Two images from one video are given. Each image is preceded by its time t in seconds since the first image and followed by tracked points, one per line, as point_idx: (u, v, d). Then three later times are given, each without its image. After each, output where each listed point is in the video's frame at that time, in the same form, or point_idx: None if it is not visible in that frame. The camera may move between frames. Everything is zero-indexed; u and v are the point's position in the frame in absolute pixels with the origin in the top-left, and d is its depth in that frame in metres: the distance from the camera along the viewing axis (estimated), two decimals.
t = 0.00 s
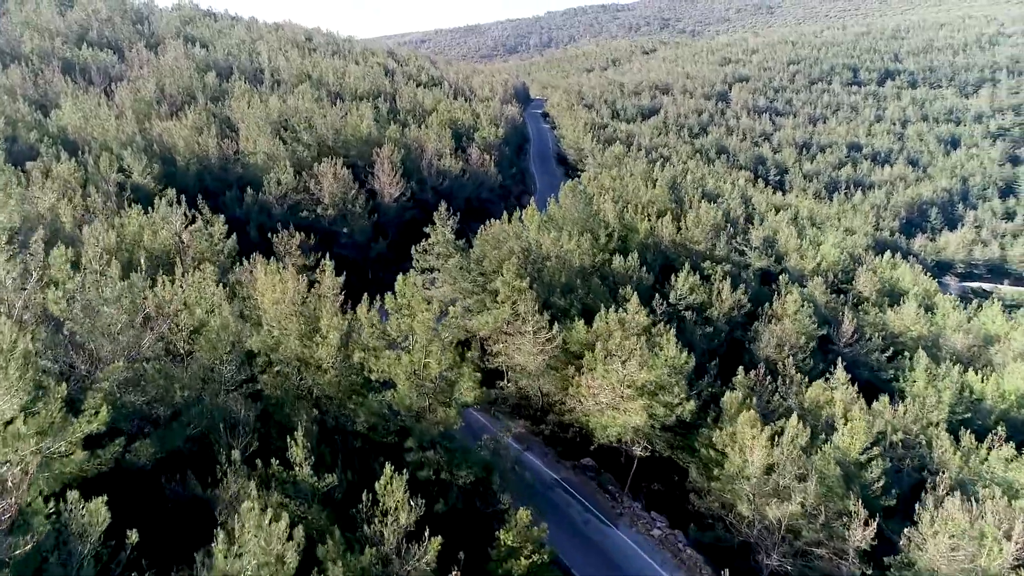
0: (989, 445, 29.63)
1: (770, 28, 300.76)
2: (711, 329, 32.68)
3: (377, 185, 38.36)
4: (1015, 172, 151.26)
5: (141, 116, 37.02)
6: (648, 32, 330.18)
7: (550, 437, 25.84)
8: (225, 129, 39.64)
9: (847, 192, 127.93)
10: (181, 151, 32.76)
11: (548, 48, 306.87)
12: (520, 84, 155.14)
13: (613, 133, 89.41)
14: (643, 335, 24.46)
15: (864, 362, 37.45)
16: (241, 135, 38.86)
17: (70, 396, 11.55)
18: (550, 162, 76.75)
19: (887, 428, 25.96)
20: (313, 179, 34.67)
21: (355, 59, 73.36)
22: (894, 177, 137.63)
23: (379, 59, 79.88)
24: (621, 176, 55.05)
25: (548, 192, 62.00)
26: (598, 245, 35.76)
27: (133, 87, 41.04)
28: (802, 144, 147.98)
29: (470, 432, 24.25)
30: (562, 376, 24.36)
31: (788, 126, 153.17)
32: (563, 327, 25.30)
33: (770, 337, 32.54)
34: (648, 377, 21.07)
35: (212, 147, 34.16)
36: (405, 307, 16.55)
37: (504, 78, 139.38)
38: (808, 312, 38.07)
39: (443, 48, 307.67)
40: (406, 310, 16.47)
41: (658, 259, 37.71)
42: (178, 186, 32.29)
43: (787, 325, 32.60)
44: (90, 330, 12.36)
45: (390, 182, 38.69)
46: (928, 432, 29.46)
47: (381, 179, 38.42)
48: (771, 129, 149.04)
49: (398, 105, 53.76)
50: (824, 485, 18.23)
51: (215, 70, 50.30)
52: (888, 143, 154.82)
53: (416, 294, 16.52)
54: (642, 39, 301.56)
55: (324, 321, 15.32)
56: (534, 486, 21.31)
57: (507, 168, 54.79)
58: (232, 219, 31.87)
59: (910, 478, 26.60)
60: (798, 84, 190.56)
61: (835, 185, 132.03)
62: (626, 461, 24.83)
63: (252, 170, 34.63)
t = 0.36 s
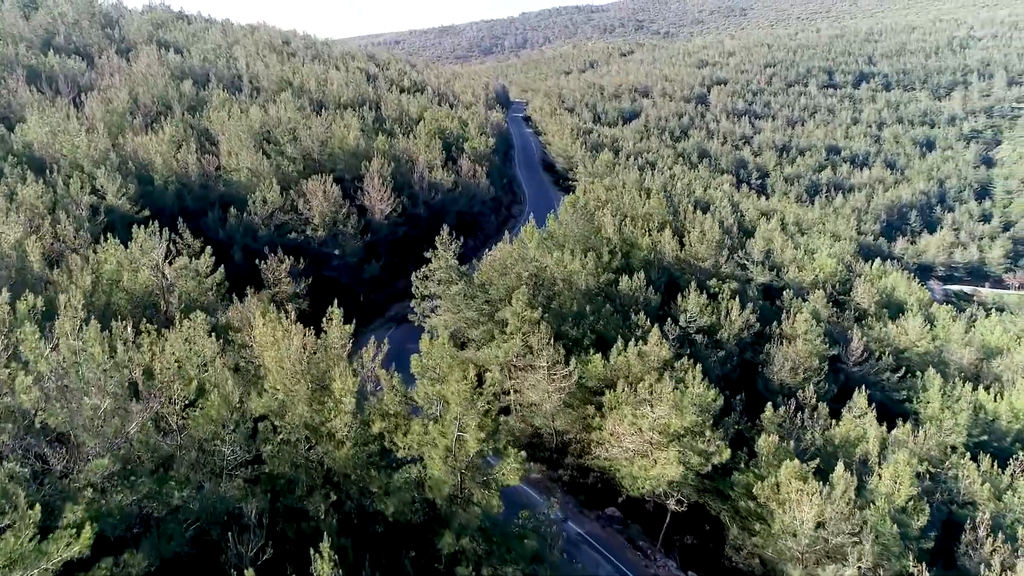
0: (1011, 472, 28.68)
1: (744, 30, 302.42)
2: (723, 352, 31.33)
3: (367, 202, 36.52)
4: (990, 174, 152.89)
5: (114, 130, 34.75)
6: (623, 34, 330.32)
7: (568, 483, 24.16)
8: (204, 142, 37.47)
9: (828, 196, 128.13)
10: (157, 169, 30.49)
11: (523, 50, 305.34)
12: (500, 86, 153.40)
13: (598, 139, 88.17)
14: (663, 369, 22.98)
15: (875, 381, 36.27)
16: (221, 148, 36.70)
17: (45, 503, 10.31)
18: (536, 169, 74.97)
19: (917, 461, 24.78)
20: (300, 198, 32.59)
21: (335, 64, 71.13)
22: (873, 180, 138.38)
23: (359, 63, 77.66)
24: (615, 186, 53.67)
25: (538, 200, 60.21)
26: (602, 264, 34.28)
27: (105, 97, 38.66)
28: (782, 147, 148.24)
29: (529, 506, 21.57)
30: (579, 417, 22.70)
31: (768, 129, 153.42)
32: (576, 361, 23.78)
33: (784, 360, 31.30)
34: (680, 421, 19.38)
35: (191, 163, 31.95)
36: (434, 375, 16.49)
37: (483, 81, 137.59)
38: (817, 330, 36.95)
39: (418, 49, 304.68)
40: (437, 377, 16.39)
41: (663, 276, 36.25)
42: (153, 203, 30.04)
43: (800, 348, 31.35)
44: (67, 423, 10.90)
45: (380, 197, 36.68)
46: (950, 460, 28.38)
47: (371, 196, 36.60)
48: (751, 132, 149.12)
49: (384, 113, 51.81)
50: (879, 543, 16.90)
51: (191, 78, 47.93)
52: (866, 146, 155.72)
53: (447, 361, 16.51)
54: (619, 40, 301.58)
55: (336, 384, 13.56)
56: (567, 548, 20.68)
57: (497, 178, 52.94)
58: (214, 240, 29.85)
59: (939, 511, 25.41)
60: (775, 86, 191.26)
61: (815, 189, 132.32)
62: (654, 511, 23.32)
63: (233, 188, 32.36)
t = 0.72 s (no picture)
0: None
1: (725, 32, 303.27)
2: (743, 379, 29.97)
3: (363, 218, 34.46)
4: (971, 176, 153.95)
5: (91, 147, 32.53)
6: (603, 35, 329.80)
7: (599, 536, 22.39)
8: (188, 158, 35.33)
9: (815, 199, 127.92)
10: (139, 190, 28.30)
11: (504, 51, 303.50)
12: (484, 89, 151.43)
13: (588, 145, 86.75)
14: (695, 408, 21.48)
15: (895, 403, 35.01)
16: (207, 165, 34.58)
17: None
18: (527, 176, 73.14)
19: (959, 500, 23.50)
20: (293, 219, 30.55)
21: (319, 69, 68.85)
22: (858, 183, 138.52)
23: (344, 68, 75.43)
24: (613, 196, 52.18)
25: (533, 211, 58.40)
26: (614, 285, 32.76)
27: (80, 109, 36.34)
28: (767, 150, 148.00)
29: None
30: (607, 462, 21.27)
31: (752, 132, 153.12)
32: (603, 399, 22.15)
33: (805, 386, 30.07)
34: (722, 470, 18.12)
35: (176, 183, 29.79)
36: (480, 457, 15.95)
37: (467, 84, 135.48)
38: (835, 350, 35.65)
39: (397, 49, 301.37)
40: (484, 458, 15.97)
41: (674, 295, 34.75)
42: (134, 225, 27.81)
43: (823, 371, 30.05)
44: (54, 552, 9.62)
45: (376, 215, 34.69)
46: (982, 491, 27.24)
47: (367, 212, 34.56)
48: (736, 135, 148.71)
49: (375, 122, 49.85)
50: None
51: (170, 86, 45.59)
52: (849, 148, 156.08)
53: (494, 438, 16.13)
54: (599, 42, 300.70)
55: (364, 466, 13.63)
56: None
57: (493, 189, 51.07)
58: (202, 266, 27.76)
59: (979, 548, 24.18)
60: (758, 89, 191.33)
61: (802, 192, 132.14)
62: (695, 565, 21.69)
63: (221, 211, 30.19)
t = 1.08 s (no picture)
0: None
1: (703, 34, 304.21)
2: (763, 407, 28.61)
3: (358, 236, 32.43)
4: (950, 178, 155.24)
5: (64, 165, 30.28)
6: (581, 37, 329.02)
7: None
8: (169, 175, 33.12)
9: (799, 203, 127.85)
10: (117, 215, 26.11)
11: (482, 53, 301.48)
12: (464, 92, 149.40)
13: (576, 151, 85.34)
14: (732, 453, 19.86)
15: (914, 424, 33.84)
16: (189, 183, 32.40)
17: None
18: (517, 185, 71.41)
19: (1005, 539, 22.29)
20: (284, 241, 28.43)
21: (301, 74, 66.52)
22: (841, 186, 138.88)
23: (326, 73, 73.17)
24: (611, 207, 50.72)
25: (526, 222, 56.72)
26: (625, 308, 31.23)
27: (51, 122, 33.98)
28: (750, 153, 147.89)
29: None
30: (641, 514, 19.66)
31: (735, 135, 152.98)
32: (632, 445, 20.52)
33: (828, 413, 28.81)
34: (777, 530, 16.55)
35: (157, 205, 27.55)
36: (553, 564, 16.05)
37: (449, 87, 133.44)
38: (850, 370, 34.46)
39: (374, 51, 297.92)
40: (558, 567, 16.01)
41: (686, 316, 33.20)
42: (115, 250, 25.59)
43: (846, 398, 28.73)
44: None
45: (372, 233, 32.65)
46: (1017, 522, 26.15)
47: (362, 230, 32.53)
48: (718, 139, 148.43)
49: (363, 133, 47.85)
50: None
51: (148, 96, 43.24)
52: (830, 151, 156.55)
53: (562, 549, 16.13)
54: (577, 44, 299.85)
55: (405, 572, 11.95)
56: None
57: (487, 201, 49.26)
58: (188, 296, 25.62)
59: None
60: (738, 91, 191.52)
61: (786, 196, 132.08)
62: None
63: (206, 234, 27.96)
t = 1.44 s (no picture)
0: None
1: (683, 36, 304.50)
2: (789, 438, 27.27)
3: (355, 258, 30.49)
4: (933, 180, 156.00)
5: (39, 184, 28.08)
6: (562, 38, 328.04)
7: None
8: (151, 194, 30.99)
9: (785, 207, 127.56)
10: (98, 242, 23.76)
11: (463, 54, 299.08)
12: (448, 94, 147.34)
13: (567, 157, 83.84)
14: (780, 503, 18.36)
15: (936, 447, 32.44)
16: (174, 204, 30.32)
17: None
18: (509, 193, 69.72)
19: None
20: (280, 267, 26.48)
21: (285, 80, 64.23)
22: (827, 189, 138.84)
23: (311, 77, 70.88)
24: (611, 218, 49.20)
25: (522, 234, 55.07)
26: (640, 332, 29.65)
27: (23, 136, 31.67)
28: (735, 156, 147.46)
29: None
30: None
31: (720, 138, 152.49)
32: (670, 497, 19.01)
33: (857, 444, 27.45)
34: None
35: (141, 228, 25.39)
36: None
37: (433, 90, 131.24)
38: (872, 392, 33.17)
39: (353, 51, 294.31)
40: None
41: (702, 339, 31.75)
42: (96, 276, 23.44)
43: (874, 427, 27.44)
44: None
45: (371, 254, 30.74)
46: None
47: (361, 250, 30.58)
48: (704, 141, 147.81)
49: (354, 143, 45.86)
50: None
51: (126, 105, 40.92)
52: (815, 153, 156.67)
53: None
54: (559, 45, 298.59)
55: None
56: None
57: (484, 213, 47.47)
58: (177, 329, 23.56)
59: None
60: (721, 94, 191.38)
61: (772, 199, 131.73)
62: None
63: (195, 261, 25.87)
